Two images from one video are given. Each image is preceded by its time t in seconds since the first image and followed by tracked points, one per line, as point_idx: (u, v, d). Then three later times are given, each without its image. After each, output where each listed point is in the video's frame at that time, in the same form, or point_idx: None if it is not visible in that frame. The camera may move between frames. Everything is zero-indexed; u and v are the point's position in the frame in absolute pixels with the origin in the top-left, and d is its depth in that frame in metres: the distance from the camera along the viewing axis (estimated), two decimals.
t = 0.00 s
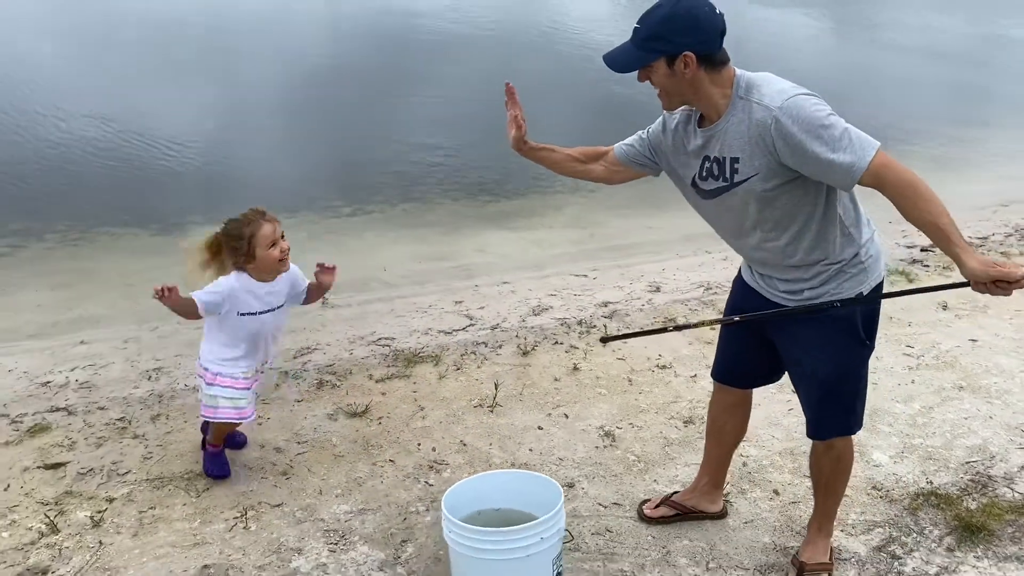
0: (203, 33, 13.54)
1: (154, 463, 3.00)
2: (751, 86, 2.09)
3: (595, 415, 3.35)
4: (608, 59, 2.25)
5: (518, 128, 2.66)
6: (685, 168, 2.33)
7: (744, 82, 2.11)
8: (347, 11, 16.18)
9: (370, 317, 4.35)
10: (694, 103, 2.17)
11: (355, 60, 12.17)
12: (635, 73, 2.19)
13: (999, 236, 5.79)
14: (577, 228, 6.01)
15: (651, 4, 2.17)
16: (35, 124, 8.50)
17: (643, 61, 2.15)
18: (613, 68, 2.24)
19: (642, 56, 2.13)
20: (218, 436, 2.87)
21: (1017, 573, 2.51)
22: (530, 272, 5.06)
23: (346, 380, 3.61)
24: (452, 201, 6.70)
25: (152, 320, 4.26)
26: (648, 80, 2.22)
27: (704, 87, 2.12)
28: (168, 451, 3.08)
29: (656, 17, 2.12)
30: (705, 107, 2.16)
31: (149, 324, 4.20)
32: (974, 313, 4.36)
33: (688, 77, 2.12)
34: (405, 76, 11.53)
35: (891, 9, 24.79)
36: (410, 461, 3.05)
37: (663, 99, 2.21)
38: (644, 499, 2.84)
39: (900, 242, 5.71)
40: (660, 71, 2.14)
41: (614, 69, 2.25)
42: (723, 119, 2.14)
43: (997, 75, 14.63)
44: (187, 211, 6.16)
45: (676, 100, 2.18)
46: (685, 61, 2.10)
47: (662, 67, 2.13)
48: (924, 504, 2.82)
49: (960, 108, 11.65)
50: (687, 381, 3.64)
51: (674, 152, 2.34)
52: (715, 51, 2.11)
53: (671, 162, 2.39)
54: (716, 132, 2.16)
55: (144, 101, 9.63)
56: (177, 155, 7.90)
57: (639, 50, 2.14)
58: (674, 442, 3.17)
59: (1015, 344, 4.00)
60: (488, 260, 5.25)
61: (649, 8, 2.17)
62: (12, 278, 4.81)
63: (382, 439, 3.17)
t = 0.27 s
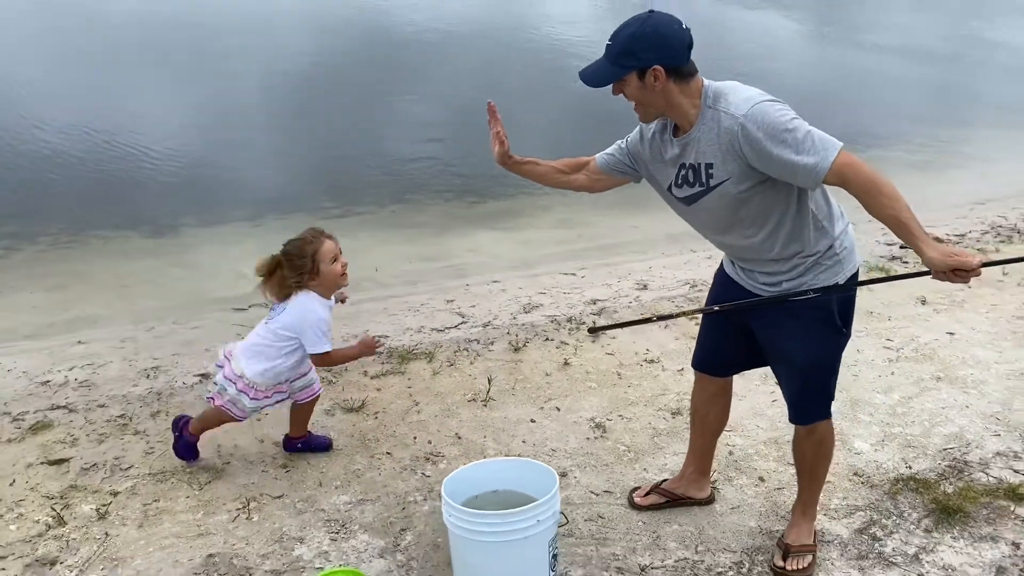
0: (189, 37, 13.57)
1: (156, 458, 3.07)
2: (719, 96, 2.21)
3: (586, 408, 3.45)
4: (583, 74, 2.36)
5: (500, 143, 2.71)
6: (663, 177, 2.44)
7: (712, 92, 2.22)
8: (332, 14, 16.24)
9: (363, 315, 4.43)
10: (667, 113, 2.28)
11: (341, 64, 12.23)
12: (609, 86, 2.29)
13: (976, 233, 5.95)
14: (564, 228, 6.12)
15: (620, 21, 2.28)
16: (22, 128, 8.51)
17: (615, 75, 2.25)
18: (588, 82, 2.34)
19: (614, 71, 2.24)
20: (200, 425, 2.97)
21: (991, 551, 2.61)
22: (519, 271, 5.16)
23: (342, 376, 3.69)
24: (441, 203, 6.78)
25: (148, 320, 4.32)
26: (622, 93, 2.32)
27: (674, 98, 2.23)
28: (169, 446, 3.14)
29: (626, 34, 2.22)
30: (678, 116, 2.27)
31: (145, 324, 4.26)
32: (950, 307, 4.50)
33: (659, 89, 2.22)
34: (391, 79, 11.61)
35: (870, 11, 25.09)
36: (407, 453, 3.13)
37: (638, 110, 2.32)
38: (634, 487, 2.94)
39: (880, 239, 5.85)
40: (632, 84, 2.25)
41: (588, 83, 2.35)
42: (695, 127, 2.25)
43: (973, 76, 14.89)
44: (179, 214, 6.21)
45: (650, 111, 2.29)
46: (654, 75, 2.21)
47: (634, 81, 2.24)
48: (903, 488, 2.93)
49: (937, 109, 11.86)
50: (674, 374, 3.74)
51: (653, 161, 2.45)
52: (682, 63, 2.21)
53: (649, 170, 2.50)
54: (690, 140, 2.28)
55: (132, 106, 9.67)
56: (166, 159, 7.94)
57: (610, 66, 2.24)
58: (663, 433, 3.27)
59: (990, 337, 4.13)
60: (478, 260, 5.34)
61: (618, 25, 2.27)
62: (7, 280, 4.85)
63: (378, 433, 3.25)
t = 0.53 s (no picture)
0: (169, 38, 13.58)
1: (147, 451, 3.12)
2: (675, 119, 2.29)
3: (568, 398, 3.53)
4: (548, 114, 2.45)
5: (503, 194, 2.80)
6: (640, 198, 2.53)
7: (668, 117, 2.30)
8: (313, 15, 16.26)
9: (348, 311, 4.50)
10: (631, 142, 2.36)
11: (323, 64, 12.27)
12: (572, 124, 2.38)
13: (948, 228, 6.10)
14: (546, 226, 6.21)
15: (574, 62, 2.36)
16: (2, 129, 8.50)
17: (577, 113, 2.34)
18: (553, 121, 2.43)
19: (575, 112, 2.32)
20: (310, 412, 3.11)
21: (957, 530, 2.72)
22: (502, 267, 5.24)
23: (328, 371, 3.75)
24: (423, 202, 6.86)
25: (134, 318, 4.37)
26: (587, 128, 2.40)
27: (636, 127, 2.30)
28: (159, 439, 3.20)
29: (582, 73, 2.31)
30: (642, 144, 2.34)
31: (132, 321, 4.31)
32: (921, 298, 4.62)
33: (620, 121, 2.30)
34: (373, 80, 11.68)
35: (847, 11, 25.39)
36: (393, 444, 3.20)
37: (603, 144, 2.40)
38: (615, 473, 3.02)
39: (854, 234, 5.99)
40: (594, 119, 2.33)
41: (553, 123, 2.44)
42: (660, 151, 2.33)
43: (946, 75, 15.12)
44: (163, 214, 6.26)
45: (613, 144, 2.36)
46: (612, 109, 2.29)
47: (595, 118, 2.32)
48: (874, 471, 3.04)
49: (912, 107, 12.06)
50: (654, 366, 3.83)
51: (628, 185, 2.54)
52: (636, 93, 2.29)
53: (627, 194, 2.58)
54: (657, 163, 2.36)
55: (113, 107, 9.67)
56: (148, 160, 7.97)
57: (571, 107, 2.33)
58: (643, 421, 3.36)
59: (959, 327, 4.26)
60: (461, 259, 5.42)
61: (573, 66, 2.35)
62: None
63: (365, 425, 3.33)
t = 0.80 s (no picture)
0: (147, 40, 13.56)
1: (126, 443, 3.17)
2: (634, 122, 2.37)
3: (543, 388, 3.61)
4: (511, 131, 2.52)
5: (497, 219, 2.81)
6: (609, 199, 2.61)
7: (626, 121, 2.37)
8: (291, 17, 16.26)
9: (326, 307, 4.55)
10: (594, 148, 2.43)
11: (301, 66, 12.31)
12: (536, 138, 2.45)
13: (916, 222, 6.23)
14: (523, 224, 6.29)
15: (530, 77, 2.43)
16: None
17: (537, 128, 2.41)
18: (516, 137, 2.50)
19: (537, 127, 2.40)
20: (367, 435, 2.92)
21: (917, 508, 2.81)
22: (479, 264, 5.31)
23: (306, 364, 3.81)
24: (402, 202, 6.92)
25: (113, 315, 4.40)
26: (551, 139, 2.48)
27: (597, 135, 2.37)
28: (138, 431, 3.24)
29: (536, 89, 2.38)
30: (604, 150, 2.42)
31: (110, 319, 4.35)
32: (889, 290, 4.73)
33: (581, 131, 2.37)
34: (352, 82, 11.73)
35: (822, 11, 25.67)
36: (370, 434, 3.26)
37: (568, 153, 2.47)
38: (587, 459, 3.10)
39: (825, 229, 6.11)
40: (556, 133, 2.40)
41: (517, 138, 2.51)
42: (622, 154, 2.40)
43: (919, 74, 15.36)
44: (142, 214, 6.28)
45: (578, 153, 2.44)
46: (572, 121, 2.36)
47: (557, 130, 2.39)
48: (838, 454, 3.13)
49: (884, 105, 12.25)
50: (627, 356, 3.92)
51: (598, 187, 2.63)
52: (593, 101, 2.36)
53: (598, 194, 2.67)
54: (621, 165, 2.43)
55: (89, 109, 9.65)
56: (127, 160, 7.98)
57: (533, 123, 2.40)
58: (615, 409, 3.44)
59: (925, 316, 4.38)
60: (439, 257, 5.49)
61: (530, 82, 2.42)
62: None
63: (342, 416, 3.38)
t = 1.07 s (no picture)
0: (127, 45, 13.58)
1: (110, 440, 3.23)
2: (609, 117, 2.45)
3: (520, 383, 3.70)
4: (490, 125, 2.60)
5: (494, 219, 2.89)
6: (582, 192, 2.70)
7: (602, 116, 2.46)
8: (271, 22, 16.31)
9: (308, 307, 4.63)
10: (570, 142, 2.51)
11: (281, 71, 12.37)
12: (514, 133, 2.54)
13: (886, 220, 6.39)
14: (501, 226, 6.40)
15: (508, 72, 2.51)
16: None
17: (514, 123, 2.50)
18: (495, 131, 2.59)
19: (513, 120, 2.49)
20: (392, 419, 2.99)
21: (878, 491, 2.92)
22: (458, 265, 5.41)
23: (288, 363, 3.88)
24: (383, 206, 7.01)
25: (96, 317, 4.46)
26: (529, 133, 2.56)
27: (572, 129, 2.46)
28: (122, 429, 3.31)
29: (512, 85, 2.47)
30: (580, 145, 2.51)
31: (93, 320, 4.40)
32: (857, 285, 4.87)
33: (556, 126, 2.46)
34: (332, 86, 11.79)
35: (798, 14, 25.98)
36: (350, 429, 3.34)
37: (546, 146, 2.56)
38: (561, 450, 3.19)
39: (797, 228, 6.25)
40: (534, 127, 2.49)
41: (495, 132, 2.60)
42: (596, 147, 2.49)
43: (892, 76, 15.61)
44: (123, 218, 6.33)
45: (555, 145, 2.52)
46: (547, 116, 2.44)
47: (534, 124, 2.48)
48: (803, 442, 3.24)
49: (858, 107, 12.46)
50: (602, 351, 4.02)
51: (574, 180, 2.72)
52: (568, 96, 2.44)
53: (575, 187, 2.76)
54: (594, 159, 2.52)
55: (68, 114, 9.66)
56: (107, 165, 8.01)
57: (510, 115, 2.49)
58: (590, 402, 3.54)
59: (891, 310, 4.51)
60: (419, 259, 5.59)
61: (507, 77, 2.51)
62: None
63: (324, 411, 3.46)
